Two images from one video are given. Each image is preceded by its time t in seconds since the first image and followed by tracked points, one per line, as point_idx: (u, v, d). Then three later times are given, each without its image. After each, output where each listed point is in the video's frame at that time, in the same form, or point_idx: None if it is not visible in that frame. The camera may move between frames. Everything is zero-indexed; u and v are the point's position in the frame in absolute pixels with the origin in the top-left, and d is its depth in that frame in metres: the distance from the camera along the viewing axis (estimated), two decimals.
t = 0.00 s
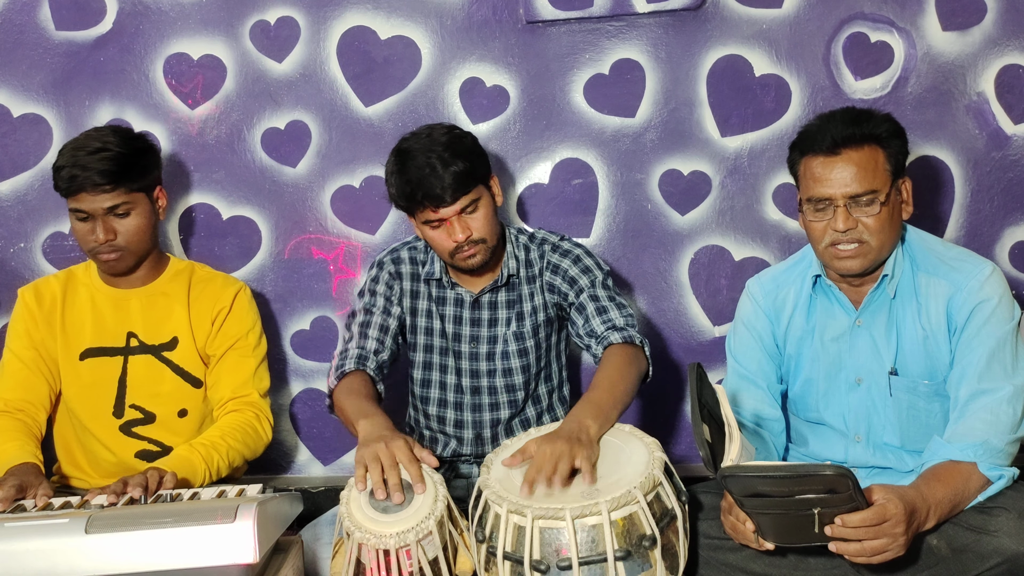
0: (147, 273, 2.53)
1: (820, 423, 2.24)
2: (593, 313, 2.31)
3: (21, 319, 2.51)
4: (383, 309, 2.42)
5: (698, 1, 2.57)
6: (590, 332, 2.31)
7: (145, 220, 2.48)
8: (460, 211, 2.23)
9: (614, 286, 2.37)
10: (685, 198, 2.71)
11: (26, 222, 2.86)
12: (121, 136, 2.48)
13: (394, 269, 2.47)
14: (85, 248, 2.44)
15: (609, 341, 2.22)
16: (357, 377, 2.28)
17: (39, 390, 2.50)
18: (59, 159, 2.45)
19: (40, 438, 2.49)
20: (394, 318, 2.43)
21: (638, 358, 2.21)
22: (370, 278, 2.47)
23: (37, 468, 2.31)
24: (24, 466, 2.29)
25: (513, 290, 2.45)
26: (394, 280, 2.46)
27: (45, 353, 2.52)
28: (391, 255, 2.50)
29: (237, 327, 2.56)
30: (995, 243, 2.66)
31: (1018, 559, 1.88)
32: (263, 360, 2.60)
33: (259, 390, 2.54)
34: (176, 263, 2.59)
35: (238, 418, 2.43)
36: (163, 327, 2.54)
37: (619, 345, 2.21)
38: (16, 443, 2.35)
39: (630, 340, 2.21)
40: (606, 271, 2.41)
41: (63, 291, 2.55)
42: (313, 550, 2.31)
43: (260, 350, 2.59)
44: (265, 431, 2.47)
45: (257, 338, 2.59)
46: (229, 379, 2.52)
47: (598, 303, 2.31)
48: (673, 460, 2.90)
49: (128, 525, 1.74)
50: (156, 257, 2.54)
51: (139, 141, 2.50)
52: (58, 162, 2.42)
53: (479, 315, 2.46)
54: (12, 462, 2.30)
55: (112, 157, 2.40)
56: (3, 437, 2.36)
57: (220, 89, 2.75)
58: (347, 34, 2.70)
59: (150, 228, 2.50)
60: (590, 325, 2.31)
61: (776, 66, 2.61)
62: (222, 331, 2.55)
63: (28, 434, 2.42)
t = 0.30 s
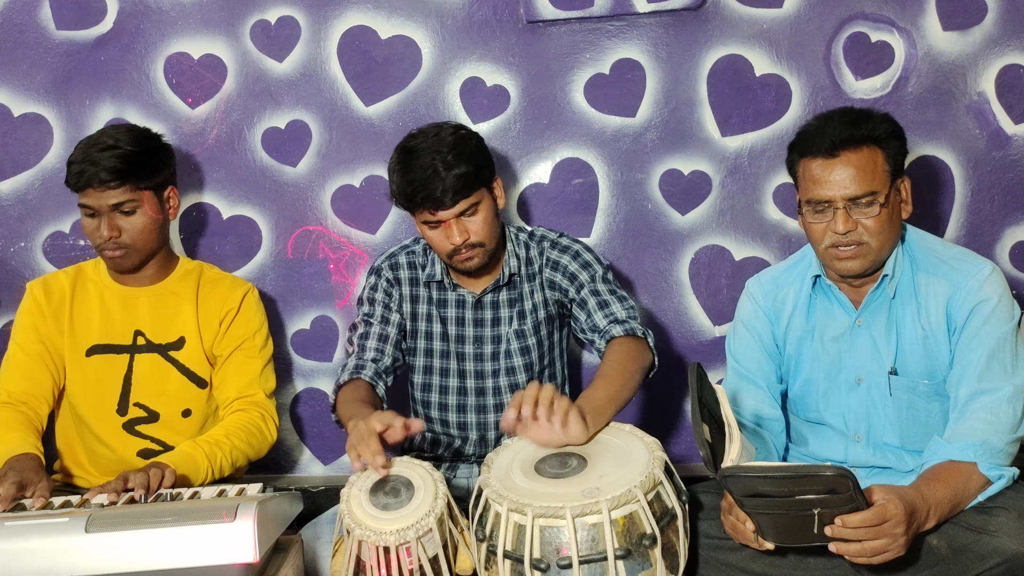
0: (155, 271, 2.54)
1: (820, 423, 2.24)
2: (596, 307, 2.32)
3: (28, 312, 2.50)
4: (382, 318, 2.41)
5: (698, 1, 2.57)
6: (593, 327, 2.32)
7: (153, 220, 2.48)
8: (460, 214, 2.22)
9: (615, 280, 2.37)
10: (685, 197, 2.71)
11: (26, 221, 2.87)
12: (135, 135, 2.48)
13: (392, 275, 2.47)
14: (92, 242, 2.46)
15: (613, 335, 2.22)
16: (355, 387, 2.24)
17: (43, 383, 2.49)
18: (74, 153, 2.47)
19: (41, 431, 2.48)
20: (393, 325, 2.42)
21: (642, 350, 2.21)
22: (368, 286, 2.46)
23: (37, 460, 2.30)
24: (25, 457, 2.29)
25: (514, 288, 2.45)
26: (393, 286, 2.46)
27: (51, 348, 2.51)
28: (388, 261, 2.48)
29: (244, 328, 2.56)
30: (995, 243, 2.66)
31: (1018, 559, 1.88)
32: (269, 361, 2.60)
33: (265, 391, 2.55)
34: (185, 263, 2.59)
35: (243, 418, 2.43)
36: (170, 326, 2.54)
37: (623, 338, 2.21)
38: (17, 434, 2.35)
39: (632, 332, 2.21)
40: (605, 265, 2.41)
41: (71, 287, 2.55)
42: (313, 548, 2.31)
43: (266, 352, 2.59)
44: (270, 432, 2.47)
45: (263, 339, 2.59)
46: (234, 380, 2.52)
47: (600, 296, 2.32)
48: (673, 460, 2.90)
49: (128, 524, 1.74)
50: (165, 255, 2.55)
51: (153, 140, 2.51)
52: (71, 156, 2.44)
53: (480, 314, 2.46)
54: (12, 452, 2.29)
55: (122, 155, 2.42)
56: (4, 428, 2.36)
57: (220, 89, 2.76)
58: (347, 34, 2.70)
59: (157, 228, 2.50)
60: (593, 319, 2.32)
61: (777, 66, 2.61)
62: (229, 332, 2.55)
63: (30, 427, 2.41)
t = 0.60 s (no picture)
0: (157, 271, 2.53)
1: (819, 423, 2.24)
2: (594, 308, 2.31)
3: (29, 310, 2.50)
4: (381, 319, 2.42)
5: (698, 1, 2.57)
6: (592, 326, 2.31)
7: (157, 218, 2.47)
8: (450, 218, 2.22)
9: (613, 281, 2.36)
10: (685, 197, 2.70)
11: (25, 221, 2.86)
12: (144, 135, 2.48)
13: (388, 277, 2.47)
14: (96, 241, 2.44)
15: (612, 335, 2.22)
16: (357, 389, 2.22)
17: (44, 378, 2.48)
18: (81, 151, 2.46)
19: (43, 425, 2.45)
20: (392, 327, 2.42)
21: (640, 351, 2.20)
22: (366, 287, 2.46)
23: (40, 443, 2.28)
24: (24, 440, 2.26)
25: (509, 289, 2.45)
26: (390, 287, 2.46)
27: (51, 346, 2.50)
28: (383, 262, 2.49)
29: (245, 326, 2.56)
30: (994, 243, 2.66)
31: (1017, 560, 1.87)
32: (270, 359, 2.59)
33: (268, 386, 2.54)
34: (186, 263, 2.59)
35: (248, 412, 2.42)
36: (172, 325, 2.54)
37: (621, 337, 2.21)
38: (19, 422, 2.33)
39: (631, 332, 2.21)
40: (603, 266, 2.40)
41: (72, 285, 2.55)
42: (311, 549, 2.31)
43: (267, 349, 2.59)
44: (273, 427, 2.46)
45: (265, 338, 2.58)
46: (236, 378, 2.51)
47: (598, 297, 2.31)
48: (672, 460, 2.90)
49: (126, 524, 1.74)
50: (167, 255, 2.55)
51: (161, 140, 2.51)
52: (78, 154, 2.44)
53: (477, 314, 2.46)
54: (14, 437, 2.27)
55: (132, 154, 2.41)
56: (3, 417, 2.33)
57: (220, 89, 2.75)
58: (346, 34, 2.70)
59: (161, 228, 2.50)
60: (592, 319, 2.31)
61: (776, 67, 2.60)
62: (230, 331, 2.55)
63: (30, 419, 2.39)
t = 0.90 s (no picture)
0: (155, 273, 2.53)
1: (817, 424, 2.24)
2: (582, 306, 2.31)
3: (27, 311, 2.49)
4: (377, 317, 2.41)
5: (697, 2, 2.57)
6: (580, 326, 2.30)
7: (157, 222, 2.47)
8: (450, 221, 2.22)
9: (604, 278, 2.37)
10: (684, 198, 2.71)
11: (23, 222, 2.86)
12: (143, 137, 2.48)
13: (387, 274, 2.46)
14: (96, 244, 2.44)
15: (598, 333, 2.22)
16: (351, 384, 2.24)
17: (43, 381, 2.48)
18: (79, 153, 2.46)
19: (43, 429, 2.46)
20: (387, 325, 2.42)
21: (628, 349, 2.20)
22: (363, 285, 2.46)
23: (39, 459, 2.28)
24: (24, 457, 2.26)
25: (507, 289, 2.45)
26: (388, 286, 2.46)
27: (49, 348, 2.50)
28: (383, 260, 2.48)
29: (245, 330, 2.56)
30: (993, 244, 2.66)
31: (1015, 560, 1.88)
32: (269, 363, 2.59)
33: (268, 393, 2.54)
34: (184, 265, 2.59)
35: (248, 419, 2.42)
36: (170, 328, 2.54)
37: (609, 335, 2.20)
38: (19, 434, 2.33)
39: (619, 330, 2.21)
40: (595, 264, 2.40)
41: (69, 287, 2.54)
42: (310, 550, 2.31)
43: (266, 353, 2.59)
44: (274, 433, 2.46)
45: (263, 341, 2.58)
46: (236, 382, 2.52)
47: (586, 295, 2.31)
48: (671, 461, 2.90)
49: (126, 526, 1.74)
50: (165, 258, 2.54)
51: (161, 142, 2.51)
52: (76, 156, 2.43)
53: (475, 315, 2.46)
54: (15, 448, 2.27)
55: (131, 156, 2.41)
56: (6, 424, 2.34)
57: (219, 90, 2.76)
58: (345, 34, 2.70)
59: (161, 231, 2.49)
60: (579, 318, 2.31)
61: (775, 68, 2.61)
62: (229, 333, 2.55)
63: (31, 424, 2.39)
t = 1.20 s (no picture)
0: (154, 274, 2.53)
1: (817, 424, 2.24)
2: (595, 309, 2.31)
3: (26, 312, 2.50)
4: (380, 326, 2.44)
5: (696, 3, 2.57)
6: (593, 328, 2.31)
7: (157, 224, 2.47)
8: (445, 217, 2.22)
9: (613, 282, 2.37)
10: (683, 199, 2.71)
11: (24, 223, 2.86)
12: (142, 139, 2.48)
13: (387, 281, 2.48)
14: (95, 246, 2.43)
15: (613, 335, 2.22)
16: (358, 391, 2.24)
17: (43, 382, 2.48)
18: (77, 156, 2.46)
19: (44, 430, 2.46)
20: (392, 332, 2.44)
21: (641, 350, 2.21)
22: (366, 293, 2.48)
23: (39, 459, 2.28)
24: (24, 457, 2.26)
25: (509, 291, 2.45)
26: (389, 292, 2.47)
27: (48, 349, 2.50)
28: (382, 266, 2.49)
29: (244, 331, 2.56)
30: (992, 244, 2.66)
31: (1015, 560, 1.88)
32: (268, 364, 2.60)
33: (267, 394, 2.55)
34: (182, 265, 2.59)
35: (247, 420, 2.42)
36: (169, 328, 2.54)
37: (622, 338, 2.21)
38: (19, 434, 2.33)
39: (632, 333, 2.21)
40: (603, 268, 2.41)
41: (68, 288, 2.54)
42: (310, 550, 2.31)
43: (266, 354, 2.59)
44: (273, 434, 2.46)
45: (262, 342, 2.59)
46: (235, 384, 2.52)
47: (599, 299, 2.32)
48: (671, 461, 2.90)
49: (125, 526, 1.74)
50: (164, 260, 2.55)
51: (160, 145, 2.51)
52: (75, 158, 2.43)
53: (476, 316, 2.46)
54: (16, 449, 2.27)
55: (132, 158, 2.41)
56: (6, 424, 2.35)
57: (218, 90, 2.76)
58: (345, 35, 2.70)
59: (160, 233, 2.49)
60: (593, 321, 2.31)
61: (774, 68, 2.61)
62: (228, 334, 2.56)
63: (32, 425, 2.39)
